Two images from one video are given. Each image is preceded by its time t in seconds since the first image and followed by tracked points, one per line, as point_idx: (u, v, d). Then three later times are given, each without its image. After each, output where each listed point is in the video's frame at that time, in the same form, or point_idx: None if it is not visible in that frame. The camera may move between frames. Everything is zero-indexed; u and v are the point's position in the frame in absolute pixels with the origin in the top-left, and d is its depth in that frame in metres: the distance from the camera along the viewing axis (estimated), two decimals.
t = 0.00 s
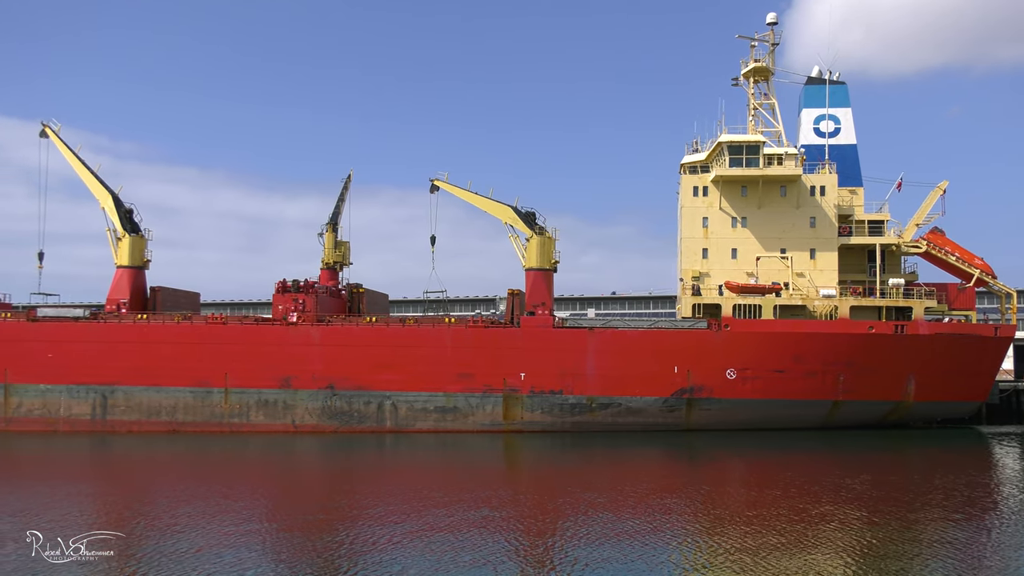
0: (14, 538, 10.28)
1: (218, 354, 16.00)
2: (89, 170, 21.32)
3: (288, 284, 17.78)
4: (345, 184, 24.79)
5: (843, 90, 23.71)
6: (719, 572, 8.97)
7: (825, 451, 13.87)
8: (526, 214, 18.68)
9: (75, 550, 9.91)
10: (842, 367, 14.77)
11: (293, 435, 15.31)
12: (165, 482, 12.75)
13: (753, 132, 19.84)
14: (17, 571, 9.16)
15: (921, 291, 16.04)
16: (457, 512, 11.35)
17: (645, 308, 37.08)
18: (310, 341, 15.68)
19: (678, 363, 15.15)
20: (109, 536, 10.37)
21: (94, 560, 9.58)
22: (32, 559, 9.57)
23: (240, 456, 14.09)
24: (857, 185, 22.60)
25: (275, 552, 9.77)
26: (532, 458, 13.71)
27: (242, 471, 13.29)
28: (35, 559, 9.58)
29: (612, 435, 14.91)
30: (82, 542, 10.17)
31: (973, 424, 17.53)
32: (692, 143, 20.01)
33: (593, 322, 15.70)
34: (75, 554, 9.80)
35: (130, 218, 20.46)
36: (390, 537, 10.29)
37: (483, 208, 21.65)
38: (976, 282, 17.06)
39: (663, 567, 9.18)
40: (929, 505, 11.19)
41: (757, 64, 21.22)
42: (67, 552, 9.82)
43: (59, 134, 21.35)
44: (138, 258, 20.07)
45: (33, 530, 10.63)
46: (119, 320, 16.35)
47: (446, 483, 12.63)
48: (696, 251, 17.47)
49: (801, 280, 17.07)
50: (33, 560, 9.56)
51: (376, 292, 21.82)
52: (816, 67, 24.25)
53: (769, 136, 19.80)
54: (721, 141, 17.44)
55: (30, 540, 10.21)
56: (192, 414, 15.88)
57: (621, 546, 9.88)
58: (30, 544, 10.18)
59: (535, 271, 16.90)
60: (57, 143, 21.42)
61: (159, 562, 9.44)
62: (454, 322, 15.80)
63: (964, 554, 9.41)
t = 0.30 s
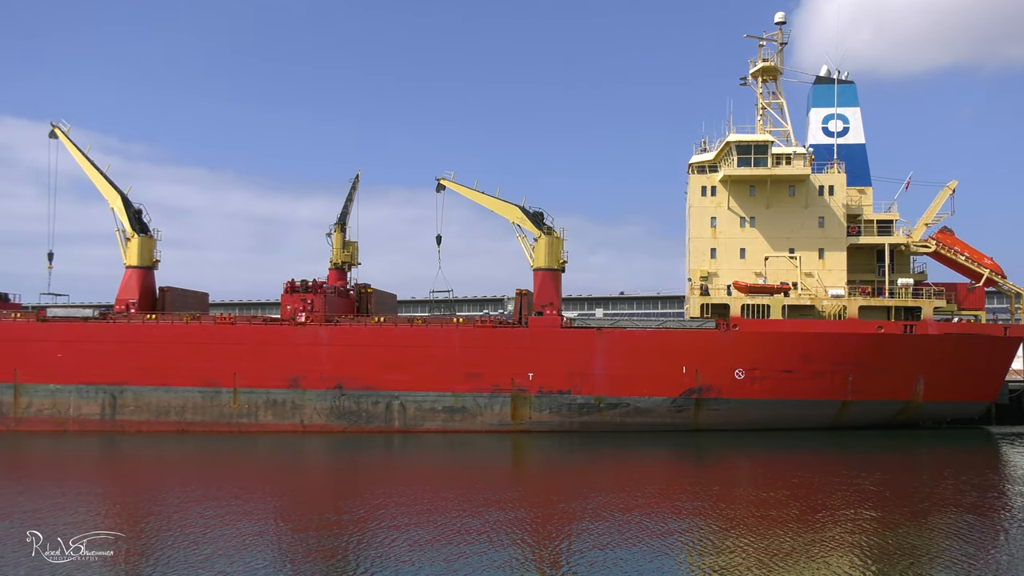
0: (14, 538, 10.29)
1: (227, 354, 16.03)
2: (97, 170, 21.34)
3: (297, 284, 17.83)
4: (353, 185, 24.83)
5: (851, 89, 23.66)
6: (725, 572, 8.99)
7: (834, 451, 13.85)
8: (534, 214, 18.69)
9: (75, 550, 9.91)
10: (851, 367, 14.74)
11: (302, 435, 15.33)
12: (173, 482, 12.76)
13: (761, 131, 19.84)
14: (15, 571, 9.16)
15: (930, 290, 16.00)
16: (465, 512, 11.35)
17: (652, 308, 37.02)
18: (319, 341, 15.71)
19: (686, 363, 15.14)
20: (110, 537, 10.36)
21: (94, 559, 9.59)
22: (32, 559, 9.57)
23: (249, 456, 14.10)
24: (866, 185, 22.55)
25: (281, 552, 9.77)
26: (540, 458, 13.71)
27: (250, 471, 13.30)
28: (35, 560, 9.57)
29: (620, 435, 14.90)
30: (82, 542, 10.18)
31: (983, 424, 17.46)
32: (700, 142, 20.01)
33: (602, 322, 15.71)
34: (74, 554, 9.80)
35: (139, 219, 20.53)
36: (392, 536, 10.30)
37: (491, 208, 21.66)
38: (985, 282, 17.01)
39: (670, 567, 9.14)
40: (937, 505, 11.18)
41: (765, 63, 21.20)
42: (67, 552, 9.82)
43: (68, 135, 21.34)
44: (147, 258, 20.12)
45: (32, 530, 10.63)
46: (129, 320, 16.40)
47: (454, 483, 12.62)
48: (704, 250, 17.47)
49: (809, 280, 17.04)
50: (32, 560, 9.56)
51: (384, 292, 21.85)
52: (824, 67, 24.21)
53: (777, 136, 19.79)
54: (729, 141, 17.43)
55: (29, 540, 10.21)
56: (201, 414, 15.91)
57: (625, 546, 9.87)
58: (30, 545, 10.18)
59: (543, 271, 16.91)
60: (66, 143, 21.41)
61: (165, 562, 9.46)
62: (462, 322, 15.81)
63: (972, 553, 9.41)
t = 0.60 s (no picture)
0: (14, 537, 10.29)
1: (234, 354, 16.06)
2: (105, 170, 21.36)
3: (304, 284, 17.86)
4: (360, 185, 24.87)
5: (859, 88, 23.61)
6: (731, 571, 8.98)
7: (841, 451, 13.82)
8: (541, 214, 18.70)
9: (74, 550, 9.91)
10: (858, 367, 14.71)
11: (309, 435, 15.34)
12: (180, 482, 12.78)
13: (768, 131, 19.83)
14: (14, 571, 9.17)
15: (938, 290, 15.96)
16: (474, 512, 11.34)
17: (658, 307, 36.95)
18: (326, 341, 15.73)
19: (694, 363, 15.13)
20: (114, 536, 10.36)
21: (94, 559, 9.60)
22: (32, 559, 9.57)
23: (256, 456, 14.11)
24: (873, 185, 22.50)
25: (286, 552, 9.77)
26: (547, 458, 13.70)
27: (257, 471, 13.31)
28: (35, 560, 9.57)
29: (627, 435, 14.90)
30: (82, 542, 10.18)
31: (991, 424, 17.38)
32: (707, 142, 19.99)
33: (609, 322, 15.71)
34: (74, 554, 9.79)
35: (146, 219, 20.59)
36: (398, 536, 10.30)
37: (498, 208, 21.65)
38: (993, 282, 16.97)
39: (675, 568, 9.12)
40: (944, 504, 11.17)
41: (772, 63, 21.18)
42: (66, 552, 9.82)
43: (76, 135, 21.37)
44: (155, 258, 20.15)
45: (31, 530, 10.62)
46: (137, 320, 16.44)
47: (460, 483, 12.60)
48: (712, 250, 17.46)
49: (817, 280, 17.02)
50: (32, 560, 9.56)
51: (391, 292, 21.87)
52: (831, 66, 24.17)
53: (784, 135, 19.76)
54: (736, 140, 17.43)
55: (29, 540, 10.21)
56: (209, 414, 15.94)
57: (629, 546, 9.84)
58: (30, 545, 10.18)
59: (550, 271, 16.91)
60: (74, 144, 21.43)
61: (171, 561, 9.47)
62: (469, 322, 15.81)
63: (980, 552, 9.42)
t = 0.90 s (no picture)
0: (14, 538, 10.30)
1: (243, 354, 16.09)
2: (114, 171, 21.41)
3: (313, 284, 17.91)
4: (369, 184, 24.90)
5: (868, 87, 23.56)
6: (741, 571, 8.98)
7: (851, 451, 13.79)
8: (549, 214, 18.70)
9: (74, 550, 9.92)
10: (868, 367, 14.68)
11: (318, 435, 15.35)
12: (189, 482, 12.81)
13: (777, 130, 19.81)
14: (14, 571, 9.17)
15: (948, 290, 15.92)
16: (484, 512, 11.34)
17: (667, 308, 36.87)
18: (335, 341, 15.76)
19: (702, 362, 15.11)
20: (121, 536, 10.39)
21: (95, 559, 9.62)
22: (32, 560, 9.58)
23: (265, 456, 14.13)
24: (883, 184, 22.44)
25: (292, 552, 9.77)
26: (556, 458, 13.70)
27: (266, 470, 13.33)
28: (35, 560, 9.58)
29: (635, 435, 14.88)
30: (82, 542, 10.20)
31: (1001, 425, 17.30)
32: (716, 141, 19.97)
33: (617, 322, 15.71)
34: (75, 554, 9.82)
35: (155, 219, 20.63)
36: (406, 536, 10.31)
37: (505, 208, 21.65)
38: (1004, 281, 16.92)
39: (682, 569, 9.10)
40: (954, 504, 11.16)
41: (780, 62, 21.15)
42: (66, 552, 9.83)
43: (86, 136, 21.42)
44: (164, 258, 20.20)
45: (32, 530, 10.64)
46: (146, 320, 16.48)
47: (469, 483, 12.62)
48: (720, 250, 17.44)
49: (826, 279, 16.98)
50: (33, 560, 9.57)
51: (399, 292, 21.89)
52: (840, 65, 24.13)
53: (792, 135, 19.73)
54: (745, 140, 17.41)
55: (29, 540, 10.21)
56: (218, 414, 15.98)
57: (636, 547, 9.83)
58: (30, 545, 10.19)
59: (558, 270, 16.91)
60: (84, 145, 21.47)
61: (180, 561, 9.49)
62: (477, 322, 15.82)
63: (990, 553, 9.40)
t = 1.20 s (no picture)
0: (14, 537, 10.31)
1: (254, 355, 16.13)
2: (125, 171, 21.47)
3: (323, 284, 17.98)
4: (379, 185, 24.96)
5: (879, 87, 23.50)
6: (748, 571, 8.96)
7: (862, 451, 13.74)
8: (560, 214, 18.71)
9: (74, 550, 9.94)
10: (879, 367, 14.64)
11: (328, 435, 15.37)
12: (199, 481, 12.84)
13: (787, 130, 19.79)
14: (10, 572, 9.16)
15: (960, 289, 15.86)
16: (494, 512, 11.32)
17: (676, 308, 36.79)
18: (345, 341, 15.78)
19: (713, 363, 15.09)
20: (128, 536, 10.41)
21: (93, 560, 9.63)
22: (31, 560, 9.59)
23: (276, 456, 14.15)
24: (894, 184, 22.37)
25: (300, 553, 9.78)
26: (566, 458, 13.69)
27: (276, 470, 13.35)
28: (34, 559, 9.60)
29: (645, 435, 14.87)
30: (82, 542, 10.21)
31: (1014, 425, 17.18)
32: (726, 141, 19.96)
33: (627, 322, 15.72)
34: (74, 554, 9.82)
35: (166, 219, 20.70)
36: (415, 535, 10.31)
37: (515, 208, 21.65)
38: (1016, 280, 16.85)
39: (691, 570, 9.06)
40: (966, 504, 11.12)
41: (790, 62, 21.13)
42: (66, 552, 9.84)
43: (98, 137, 21.48)
44: (175, 258, 20.26)
45: (32, 530, 10.65)
46: (157, 320, 16.54)
47: (478, 483, 12.63)
48: (730, 250, 17.43)
49: (836, 279, 16.95)
50: (33, 560, 9.58)
51: (409, 292, 21.92)
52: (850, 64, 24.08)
53: (803, 134, 19.70)
54: (754, 140, 17.41)
55: (29, 540, 10.22)
56: (229, 414, 16.02)
57: (642, 547, 9.79)
58: (30, 545, 10.20)
59: (568, 271, 16.92)
60: (96, 146, 21.54)
61: (188, 561, 9.50)
62: (487, 322, 15.83)
63: (1003, 554, 9.36)
